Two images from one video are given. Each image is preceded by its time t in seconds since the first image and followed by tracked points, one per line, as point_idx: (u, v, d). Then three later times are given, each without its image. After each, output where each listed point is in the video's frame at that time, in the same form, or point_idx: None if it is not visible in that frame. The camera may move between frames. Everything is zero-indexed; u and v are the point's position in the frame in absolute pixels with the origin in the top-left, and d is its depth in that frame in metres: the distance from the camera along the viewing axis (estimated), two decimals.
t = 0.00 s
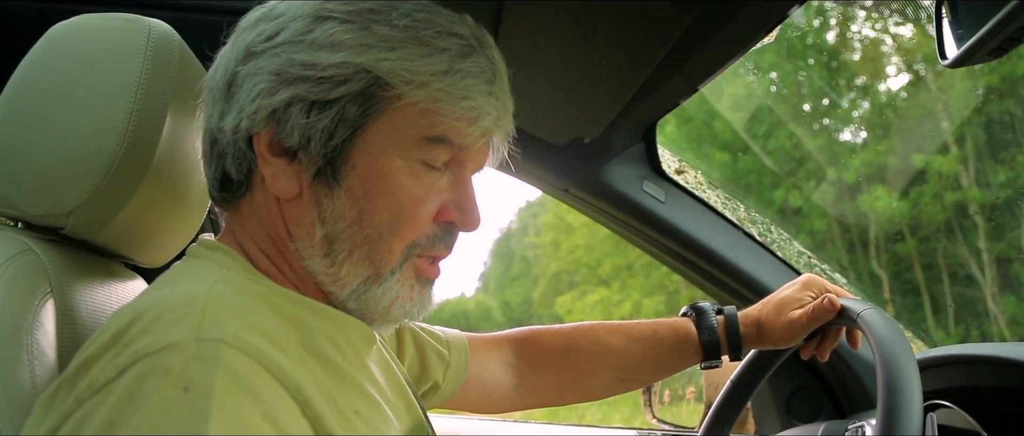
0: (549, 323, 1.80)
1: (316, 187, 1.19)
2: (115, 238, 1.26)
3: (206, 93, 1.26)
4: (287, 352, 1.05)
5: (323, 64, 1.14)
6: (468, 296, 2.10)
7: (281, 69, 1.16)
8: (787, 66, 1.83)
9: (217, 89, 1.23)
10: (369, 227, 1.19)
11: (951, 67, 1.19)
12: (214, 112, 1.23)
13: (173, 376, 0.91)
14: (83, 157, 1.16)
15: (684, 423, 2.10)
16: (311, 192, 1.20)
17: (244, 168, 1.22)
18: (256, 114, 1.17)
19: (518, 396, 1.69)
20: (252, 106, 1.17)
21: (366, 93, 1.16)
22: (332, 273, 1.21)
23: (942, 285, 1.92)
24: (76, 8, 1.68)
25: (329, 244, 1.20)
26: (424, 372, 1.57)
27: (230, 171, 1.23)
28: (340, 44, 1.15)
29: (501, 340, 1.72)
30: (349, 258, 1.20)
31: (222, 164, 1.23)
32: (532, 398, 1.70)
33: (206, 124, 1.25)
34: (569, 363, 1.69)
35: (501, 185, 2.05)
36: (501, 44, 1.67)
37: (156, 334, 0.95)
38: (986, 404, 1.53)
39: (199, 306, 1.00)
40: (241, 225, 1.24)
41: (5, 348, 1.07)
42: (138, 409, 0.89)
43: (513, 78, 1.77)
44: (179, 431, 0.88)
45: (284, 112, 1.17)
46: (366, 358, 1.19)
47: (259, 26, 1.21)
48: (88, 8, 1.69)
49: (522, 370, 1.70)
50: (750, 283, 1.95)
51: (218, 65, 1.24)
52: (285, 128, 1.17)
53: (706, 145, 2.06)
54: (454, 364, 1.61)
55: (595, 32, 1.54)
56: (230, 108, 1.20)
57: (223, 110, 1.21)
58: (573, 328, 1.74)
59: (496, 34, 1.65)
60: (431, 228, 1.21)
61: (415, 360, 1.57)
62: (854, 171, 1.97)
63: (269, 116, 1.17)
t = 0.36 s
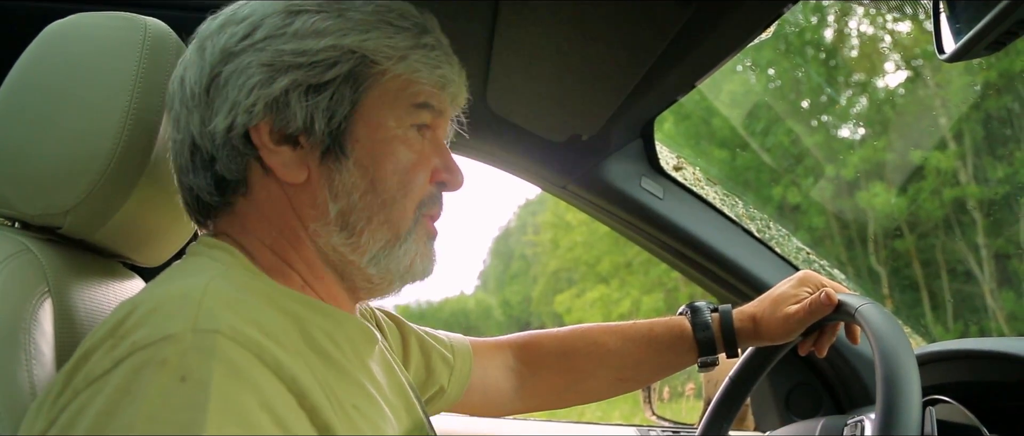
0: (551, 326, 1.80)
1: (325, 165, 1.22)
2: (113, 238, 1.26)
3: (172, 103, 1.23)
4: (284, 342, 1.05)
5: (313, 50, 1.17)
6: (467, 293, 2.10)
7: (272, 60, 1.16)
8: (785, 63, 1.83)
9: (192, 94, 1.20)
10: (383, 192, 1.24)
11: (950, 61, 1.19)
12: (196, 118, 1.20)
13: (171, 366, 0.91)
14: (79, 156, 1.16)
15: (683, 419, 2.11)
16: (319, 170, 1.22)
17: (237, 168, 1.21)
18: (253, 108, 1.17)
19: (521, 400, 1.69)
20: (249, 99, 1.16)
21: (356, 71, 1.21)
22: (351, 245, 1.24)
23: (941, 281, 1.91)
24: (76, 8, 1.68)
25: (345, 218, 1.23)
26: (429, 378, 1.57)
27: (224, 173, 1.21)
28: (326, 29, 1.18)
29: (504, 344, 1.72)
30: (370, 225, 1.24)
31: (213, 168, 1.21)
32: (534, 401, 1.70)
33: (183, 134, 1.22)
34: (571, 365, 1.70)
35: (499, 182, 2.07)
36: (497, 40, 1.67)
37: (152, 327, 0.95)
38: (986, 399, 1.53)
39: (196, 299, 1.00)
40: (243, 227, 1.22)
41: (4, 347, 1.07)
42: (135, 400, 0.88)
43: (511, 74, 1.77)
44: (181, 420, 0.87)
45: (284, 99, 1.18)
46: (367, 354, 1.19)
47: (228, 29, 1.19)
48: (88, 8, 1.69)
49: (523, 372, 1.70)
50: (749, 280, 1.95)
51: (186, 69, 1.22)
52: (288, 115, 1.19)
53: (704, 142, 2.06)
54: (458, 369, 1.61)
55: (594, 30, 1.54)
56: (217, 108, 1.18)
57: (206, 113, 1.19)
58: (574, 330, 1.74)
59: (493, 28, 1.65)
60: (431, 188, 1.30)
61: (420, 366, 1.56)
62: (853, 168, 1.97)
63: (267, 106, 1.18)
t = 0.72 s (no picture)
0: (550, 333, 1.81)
1: (317, 174, 1.23)
2: (113, 236, 1.26)
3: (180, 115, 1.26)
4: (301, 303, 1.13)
5: (301, 61, 1.18)
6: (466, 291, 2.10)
7: (261, 74, 1.18)
8: (784, 60, 1.83)
9: (196, 109, 1.23)
10: (373, 199, 1.24)
11: (949, 57, 1.19)
12: (199, 132, 1.23)
13: (212, 324, 0.98)
14: (79, 155, 1.16)
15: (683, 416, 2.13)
16: (312, 179, 1.23)
17: (239, 179, 1.23)
18: (246, 122, 1.19)
19: (523, 408, 1.68)
20: (242, 114, 1.19)
21: (345, 79, 1.21)
22: (345, 252, 1.24)
23: (941, 278, 1.91)
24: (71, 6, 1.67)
25: (338, 225, 1.23)
26: (430, 384, 1.57)
27: (226, 184, 1.23)
28: (313, 39, 1.19)
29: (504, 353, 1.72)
30: (361, 232, 1.24)
31: (216, 179, 1.24)
32: (535, 409, 1.70)
33: (191, 146, 1.25)
34: (572, 370, 1.71)
35: (501, 181, 2.09)
36: (496, 38, 1.67)
37: (177, 297, 1.01)
38: (986, 397, 1.53)
39: (212, 274, 1.07)
40: (245, 232, 1.24)
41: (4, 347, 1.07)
42: (186, 356, 0.95)
43: (511, 72, 1.78)
44: (229, 369, 0.95)
45: (273, 113, 1.20)
46: (372, 352, 1.19)
47: (226, 44, 1.22)
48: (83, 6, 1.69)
49: (524, 379, 1.70)
50: (749, 277, 1.94)
51: (191, 86, 1.24)
52: (279, 126, 1.20)
53: (704, 140, 2.06)
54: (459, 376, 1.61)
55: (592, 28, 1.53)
56: (216, 122, 1.21)
57: (208, 127, 1.22)
58: (574, 337, 1.75)
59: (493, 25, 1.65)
60: (429, 190, 1.29)
61: (421, 373, 1.56)
62: (852, 165, 1.97)
63: (259, 120, 1.20)
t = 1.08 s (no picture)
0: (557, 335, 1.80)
1: (303, 175, 1.22)
2: (113, 235, 1.26)
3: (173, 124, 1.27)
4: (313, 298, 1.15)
5: (277, 60, 1.17)
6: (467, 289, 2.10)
7: (239, 78, 1.18)
8: (783, 58, 1.84)
9: (184, 116, 1.23)
10: (361, 196, 1.23)
11: (950, 54, 1.18)
12: (189, 138, 1.23)
13: (229, 320, 0.99)
14: (79, 153, 1.16)
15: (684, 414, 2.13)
16: (299, 180, 1.23)
17: (232, 183, 1.24)
18: (230, 127, 1.19)
19: (526, 409, 1.68)
20: (224, 119, 1.19)
21: (325, 75, 1.19)
22: (339, 251, 1.24)
23: (940, 276, 1.90)
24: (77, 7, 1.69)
25: (328, 225, 1.23)
26: (436, 384, 1.58)
27: (219, 188, 1.24)
28: (289, 37, 1.17)
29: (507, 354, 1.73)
30: (350, 231, 1.23)
31: (210, 185, 1.25)
32: (538, 410, 1.69)
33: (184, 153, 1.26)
34: (575, 372, 1.70)
35: (501, 180, 2.08)
36: (495, 36, 1.68)
37: (186, 296, 1.01)
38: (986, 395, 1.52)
39: (217, 273, 1.07)
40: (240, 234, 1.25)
41: (4, 344, 1.07)
42: (209, 355, 0.97)
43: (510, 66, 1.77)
44: (255, 359, 0.97)
45: (254, 115, 1.19)
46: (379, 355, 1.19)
47: (207, 48, 1.22)
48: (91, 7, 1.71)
49: (528, 381, 1.70)
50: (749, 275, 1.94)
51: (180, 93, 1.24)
52: (261, 128, 1.20)
53: (703, 138, 2.07)
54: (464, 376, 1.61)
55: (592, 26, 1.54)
56: (203, 128, 1.21)
57: (197, 133, 1.22)
58: (577, 339, 1.74)
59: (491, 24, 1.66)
60: (424, 182, 1.27)
61: (427, 372, 1.57)
62: (852, 163, 1.97)
63: (241, 124, 1.20)
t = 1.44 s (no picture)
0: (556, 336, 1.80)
1: (319, 170, 1.20)
2: (113, 234, 1.26)
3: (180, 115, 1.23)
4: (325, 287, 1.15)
5: (298, 53, 1.14)
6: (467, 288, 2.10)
7: (258, 69, 1.15)
8: (783, 56, 1.84)
9: (194, 107, 1.19)
10: (377, 194, 1.22)
11: (950, 51, 1.18)
12: (199, 130, 1.20)
13: (253, 302, 0.98)
14: (80, 152, 1.16)
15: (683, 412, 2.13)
16: (314, 175, 1.21)
17: (242, 177, 1.20)
18: (245, 119, 1.16)
19: (527, 408, 1.67)
20: (240, 110, 1.16)
21: (345, 71, 1.18)
22: (351, 249, 1.22)
23: (940, 274, 1.90)
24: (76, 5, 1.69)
25: (342, 222, 1.21)
26: (441, 385, 1.56)
27: (229, 182, 1.20)
28: (310, 30, 1.15)
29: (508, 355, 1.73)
30: (366, 229, 1.21)
31: (218, 178, 1.21)
32: (538, 409, 1.68)
33: (191, 145, 1.22)
34: (573, 371, 1.70)
35: (499, 178, 2.07)
36: (496, 34, 1.68)
37: (203, 287, 0.98)
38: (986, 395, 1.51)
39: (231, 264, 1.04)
40: (250, 230, 1.22)
41: (4, 342, 1.07)
42: (243, 334, 0.94)
43: (510, 65, 1.77)
44: (288, 332, 0.97)
45: (272, 108, 1.17)
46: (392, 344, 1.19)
47: (222, 38, 1.19)
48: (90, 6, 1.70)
49: (529, 381, 1.70)
50: (749, 273, 1.95)
51: (188, 84, 1.21)
52: (279, 122, 1.17)
53: (704, 137, 2.06)
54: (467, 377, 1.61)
55: (592, 25, 1.55)
56: (215, 120, 1.18)
57: (207, 124, 1.19)
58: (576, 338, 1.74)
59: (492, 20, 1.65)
60: (436, 182, 1.27)
61: (432, 374, 1.55)
62: (851, 162, 1.98)
63: (258, 116, 1.17)
